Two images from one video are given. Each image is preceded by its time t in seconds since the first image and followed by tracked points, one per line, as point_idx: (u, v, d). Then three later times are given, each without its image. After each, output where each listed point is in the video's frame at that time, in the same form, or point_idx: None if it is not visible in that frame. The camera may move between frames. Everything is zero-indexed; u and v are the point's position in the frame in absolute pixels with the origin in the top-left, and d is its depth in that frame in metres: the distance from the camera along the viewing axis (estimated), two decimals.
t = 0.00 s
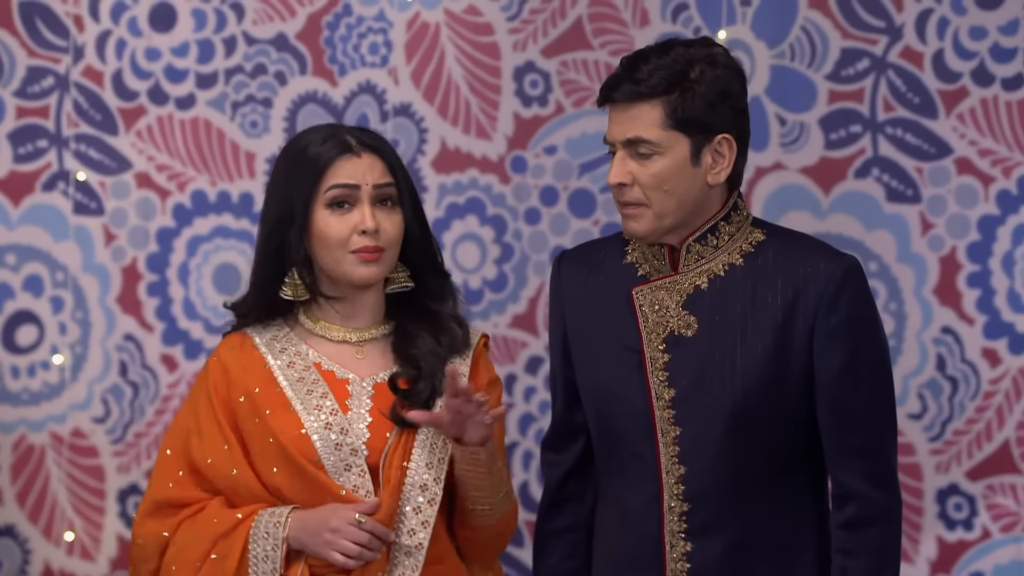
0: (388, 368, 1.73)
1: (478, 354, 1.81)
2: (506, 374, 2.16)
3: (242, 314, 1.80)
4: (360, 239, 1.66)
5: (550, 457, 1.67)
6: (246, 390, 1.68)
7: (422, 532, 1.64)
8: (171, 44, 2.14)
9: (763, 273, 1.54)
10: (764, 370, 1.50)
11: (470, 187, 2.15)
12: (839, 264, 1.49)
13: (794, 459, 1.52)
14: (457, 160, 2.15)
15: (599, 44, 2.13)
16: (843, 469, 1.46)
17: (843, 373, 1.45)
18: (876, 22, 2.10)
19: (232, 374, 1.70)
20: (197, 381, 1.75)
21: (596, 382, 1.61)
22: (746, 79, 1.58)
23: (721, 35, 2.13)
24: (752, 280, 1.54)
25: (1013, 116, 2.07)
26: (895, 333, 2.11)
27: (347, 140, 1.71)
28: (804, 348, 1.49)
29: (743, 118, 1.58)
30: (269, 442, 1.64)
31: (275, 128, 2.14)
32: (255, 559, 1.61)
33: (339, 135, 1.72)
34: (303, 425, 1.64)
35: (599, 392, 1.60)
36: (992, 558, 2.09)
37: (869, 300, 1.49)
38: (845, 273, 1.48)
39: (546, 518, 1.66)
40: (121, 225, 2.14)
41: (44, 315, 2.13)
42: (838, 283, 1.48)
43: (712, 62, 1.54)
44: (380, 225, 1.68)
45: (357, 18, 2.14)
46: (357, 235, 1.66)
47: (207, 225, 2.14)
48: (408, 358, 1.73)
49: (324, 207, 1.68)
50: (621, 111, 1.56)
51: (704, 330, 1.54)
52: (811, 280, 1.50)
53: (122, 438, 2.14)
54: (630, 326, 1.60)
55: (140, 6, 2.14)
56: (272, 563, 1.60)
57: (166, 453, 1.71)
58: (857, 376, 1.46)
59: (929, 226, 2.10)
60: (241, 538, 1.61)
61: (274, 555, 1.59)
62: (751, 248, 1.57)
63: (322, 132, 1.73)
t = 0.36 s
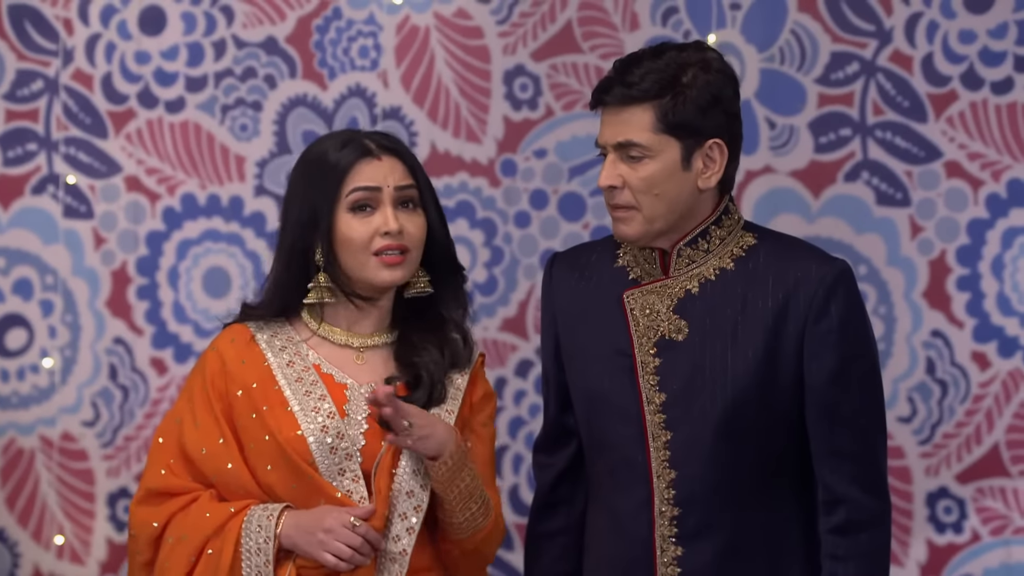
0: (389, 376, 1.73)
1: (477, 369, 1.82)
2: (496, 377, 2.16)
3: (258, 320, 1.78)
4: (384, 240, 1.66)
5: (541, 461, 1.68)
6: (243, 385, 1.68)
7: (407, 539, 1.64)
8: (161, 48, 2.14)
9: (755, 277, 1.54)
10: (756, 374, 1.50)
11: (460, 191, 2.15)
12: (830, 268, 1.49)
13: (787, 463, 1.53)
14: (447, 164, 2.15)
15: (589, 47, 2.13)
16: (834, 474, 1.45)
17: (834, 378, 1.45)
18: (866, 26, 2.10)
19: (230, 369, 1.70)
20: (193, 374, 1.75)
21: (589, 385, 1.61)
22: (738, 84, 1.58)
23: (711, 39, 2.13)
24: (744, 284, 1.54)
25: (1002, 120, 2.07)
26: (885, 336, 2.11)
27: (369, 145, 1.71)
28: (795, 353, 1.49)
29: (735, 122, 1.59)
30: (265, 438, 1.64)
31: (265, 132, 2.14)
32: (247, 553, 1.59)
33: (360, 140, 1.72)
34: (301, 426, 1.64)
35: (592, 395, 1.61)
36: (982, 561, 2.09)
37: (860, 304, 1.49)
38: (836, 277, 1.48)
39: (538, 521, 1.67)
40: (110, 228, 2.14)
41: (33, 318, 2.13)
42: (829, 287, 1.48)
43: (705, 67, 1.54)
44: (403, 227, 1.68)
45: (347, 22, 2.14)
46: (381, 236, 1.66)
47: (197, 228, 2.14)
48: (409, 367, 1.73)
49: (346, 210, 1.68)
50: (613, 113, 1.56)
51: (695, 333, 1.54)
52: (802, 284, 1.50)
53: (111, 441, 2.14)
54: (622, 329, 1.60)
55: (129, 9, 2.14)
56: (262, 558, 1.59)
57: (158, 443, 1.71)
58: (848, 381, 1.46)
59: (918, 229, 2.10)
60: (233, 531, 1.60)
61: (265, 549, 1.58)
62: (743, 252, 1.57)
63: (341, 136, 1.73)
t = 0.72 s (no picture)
0: (378, 376, 1.73)
1: (468, 360, 1.83)
2: (494, 377, 2.16)
3: (229, 317, 1.79)
4: (350, 240, 1.66)
5: (534, 458, 1.69)
6: (233, 393, 1.67)
7: (409, 542, 1.64)
8: (158, 48, 2.14)
9: (747, 273, 1.54)
10: (748, 370, 1.50)
11: (457, 191, 2.15)
12: (822, 264, 1.49)
13: (780, 459, 1.53)
14: (444, 164, 2.15)
15: (586, 47, 2.13)
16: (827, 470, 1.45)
17: (826, 374, 1.45)
18: (862, 26, 2.10)
19: (219, 377, 1.69)
20: (184, 384, 1.74)
21: (582, 383, 1.61)
22: (732, 85, 1.58)
23: (708, 39, 2.13)
24: (737, 280, 1.54)
25: (999, 120, 2.07)
26: (882, 336, 2.11)
27: (340, 144, 1.71)
28: (787, 349, 1.49)
29: (728, 123, 1.59)
30: (260, 445, 1.63)
31: (262, 131, 2.14)
32: (245, 559, 1.59)
33: (330, 139, 1.72)
34: (293, 431, 1.64)
35: (584, 393, 1.61)
36: (979, 561, 2.09)
37: (852, 300, 1.49)
38: (828, 273, 1.48)
39: (531, 517, 1.68)
40: (107, 228, 2.14)
41: (30, 318, 2.13)
42: (822, 283, 1.48)
43: (699, 67, 1.54)
44: (370, 228, 1.68)
45: (344, 21, 2.14)
46: (347, 235, 1.66)
47: (193, 228, 2.14)
48: (401, 365, 1.74)
49: (314, 208, 1.68)
50: (606, 112, 1.56)
51: (688, 330, 1.54)
52: (795, 280, 1.50)
53: (108, 441, 2.14)
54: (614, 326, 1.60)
55: (126, 9, 2.14)
56: (261, 563, 1.59)
57: (152, 454, 1.70)
58: (841, 376, 1.46)
59: (915, 229, 2.10)
60: (230, 538, 1.59)
61: (264, 555, 1.58)
62: (735, 249, 1.57)
63: (312, 135, 1.73)
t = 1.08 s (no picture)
0: (383, 380, 1.73)
1: (471, 370, 1.83)
2: (497, 375, 2.16)
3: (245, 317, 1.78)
4: (377, 239, 1.66)
5: (530, 458, 1.69)
6: (239, 385, 1.67)
7: (410, 548, 1.65)
8: (162, 45, 2.14)
9: (744, 269, 1.54)
10: (746, 367, 1.50)
11: (461, 188, 2.15)
12: (819, 260, 1.49)
13: (776, 456, 1.53)
14: (448, 161, 2.15)
15: (590, 45, 2.13)
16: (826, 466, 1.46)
17: (824, 369, 1.45)
18: (866, 23, 2.10)
19: (224, 370, 1.69)
20: (187, 374, 1.74)
21: (581, 381, 1.61)
22: (727, 81, 1.58)
23: (711, 36, 2.13)
24: (734, 277, 1.54)
25: (1003, 118, 2.07)
26: (886, 333, 2.11)
27: (362, 144, 1.71)
28: (785, 345, 1.49)
29: (723, 120, 1.58)
30: (264, 440, 1.63)
31: (266, 129, 2.14)
32: (244, 554, 1.59)
33: (352, 139, 1.71)
34: (299, 429, 1.64)
35: (582, 391, 1.60)
36: (982, 558, 2.10)
37: (849, 295, 1.49)
38: (826, 269, 1.49)
39: (527, 516, 1.68)
40: (111, 226, 2.14)
41: (34, 316, 2.13)
42: (819, 279, 1.48)
43: (693, 64, 1.54)
44: (396, 225, 1.69)
45: (347, 19, 2.14)
46: (374, 234, 1.66)
47: (197, 226, 2.14)
48: (410, 372, 1.75)
49: (339, 209, 1.68)
50: (601, 110, 1.55)
51: (685, 326, 1.54)
52: (792, 275, 1.50)
53: (112, 439, 2.14)
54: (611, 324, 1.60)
55: (130, 7, 2.14)
56: (261, 560, 1.58)
57: (152, 442, 1.70)
58: (838, 372, 1.46)
59: (919, 227, 2.10)
60: (230, 533, 1.59)
61: (264, 551, 1.58)
62: (731, 245, 1.57)
63: (333, 135, 1.72)
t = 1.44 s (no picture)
0: (383, 375, 1.73)
1: (470, 356, 1.84)
2: (500, 373, 2.16)
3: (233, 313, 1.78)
4: (361, 235, 1.66)
5: (522, 458, 1.69)
6: (238, 388, 1.66)
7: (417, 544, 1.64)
8: (165, 44, 2.14)
9: (738, 268, 1.54)
10: (739, 366, 1.50)
11: (464, 187, 2.15)
12: (813, 259, 1.49)
13: (770, 455, 1.53)
14: (451, 160, 2.15)
15: (593, 43, 2.13)
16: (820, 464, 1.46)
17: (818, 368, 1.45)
18: (870, 22, 2.10)
19: (223, 374, 1.68)
20: (185, 380, 1.72)
21: (574, 381, 1.60)
22: (722, 79, 1.59)
23: (715, 35, 2.13)
24: (728, 276, 1.54)
25: (1007, 116, 2.07)
26: (889, 332, 2.11)
27: (347, 141, 1.71)
28: (779, 343, 1.49)
29: (718, 118, 1.59)
30: (266, 442, 1.63)
31: (269, 127, 2.14)
32: (252, 558, 1.59)
33: (337, 137, 1.71)
34: (300, 430, 1.63)
35: (576, 390, 1.60)
36: (986, 556, 2.10)
37: (842, 295, 1.49)
38: (819, 268, 1.49)
39: (520, 518, 1.70)
40: (115, 224, 2.14)
41: (38, 314, 2.13)
42: (813, 278, 1.48)
43: (689, 61, 1.55)
44: (380, 223, 1.69)
45: (351, 17, 2.14)
46: (358, 231, 1.66)
47: (201, 224, 2.14)
48: (409, 364, 1.74)
49: (323, 205, 1.67)
50: (597, 106, 1.56)
51: (679, 326, 1.54)
52: (786, 274, 1.50)
53: (116, 437, 2.14)
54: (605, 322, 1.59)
55: (133, 5, 2.14)
56: (270, 562, 1.58)
57: (152, 450, 1.69)
58: (832, 371, 1.46)
59: (922, 225, 2.10)
60: (238, 536, 1.59)
61: (273, 553, 1.58)
62: (725, 243, 1.57)
63: (316, 132, 1.72)
